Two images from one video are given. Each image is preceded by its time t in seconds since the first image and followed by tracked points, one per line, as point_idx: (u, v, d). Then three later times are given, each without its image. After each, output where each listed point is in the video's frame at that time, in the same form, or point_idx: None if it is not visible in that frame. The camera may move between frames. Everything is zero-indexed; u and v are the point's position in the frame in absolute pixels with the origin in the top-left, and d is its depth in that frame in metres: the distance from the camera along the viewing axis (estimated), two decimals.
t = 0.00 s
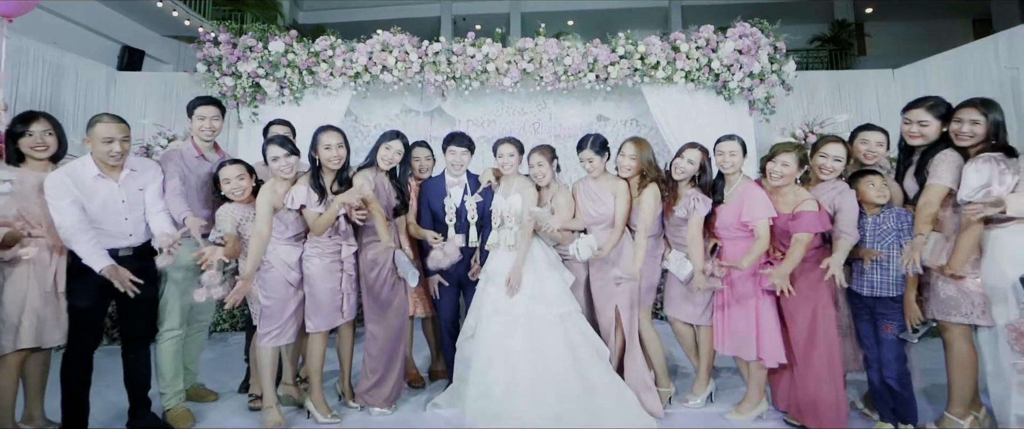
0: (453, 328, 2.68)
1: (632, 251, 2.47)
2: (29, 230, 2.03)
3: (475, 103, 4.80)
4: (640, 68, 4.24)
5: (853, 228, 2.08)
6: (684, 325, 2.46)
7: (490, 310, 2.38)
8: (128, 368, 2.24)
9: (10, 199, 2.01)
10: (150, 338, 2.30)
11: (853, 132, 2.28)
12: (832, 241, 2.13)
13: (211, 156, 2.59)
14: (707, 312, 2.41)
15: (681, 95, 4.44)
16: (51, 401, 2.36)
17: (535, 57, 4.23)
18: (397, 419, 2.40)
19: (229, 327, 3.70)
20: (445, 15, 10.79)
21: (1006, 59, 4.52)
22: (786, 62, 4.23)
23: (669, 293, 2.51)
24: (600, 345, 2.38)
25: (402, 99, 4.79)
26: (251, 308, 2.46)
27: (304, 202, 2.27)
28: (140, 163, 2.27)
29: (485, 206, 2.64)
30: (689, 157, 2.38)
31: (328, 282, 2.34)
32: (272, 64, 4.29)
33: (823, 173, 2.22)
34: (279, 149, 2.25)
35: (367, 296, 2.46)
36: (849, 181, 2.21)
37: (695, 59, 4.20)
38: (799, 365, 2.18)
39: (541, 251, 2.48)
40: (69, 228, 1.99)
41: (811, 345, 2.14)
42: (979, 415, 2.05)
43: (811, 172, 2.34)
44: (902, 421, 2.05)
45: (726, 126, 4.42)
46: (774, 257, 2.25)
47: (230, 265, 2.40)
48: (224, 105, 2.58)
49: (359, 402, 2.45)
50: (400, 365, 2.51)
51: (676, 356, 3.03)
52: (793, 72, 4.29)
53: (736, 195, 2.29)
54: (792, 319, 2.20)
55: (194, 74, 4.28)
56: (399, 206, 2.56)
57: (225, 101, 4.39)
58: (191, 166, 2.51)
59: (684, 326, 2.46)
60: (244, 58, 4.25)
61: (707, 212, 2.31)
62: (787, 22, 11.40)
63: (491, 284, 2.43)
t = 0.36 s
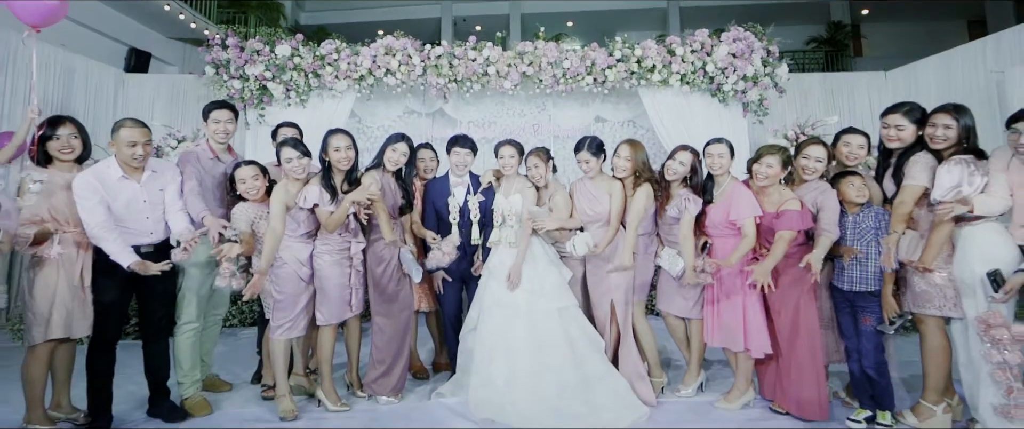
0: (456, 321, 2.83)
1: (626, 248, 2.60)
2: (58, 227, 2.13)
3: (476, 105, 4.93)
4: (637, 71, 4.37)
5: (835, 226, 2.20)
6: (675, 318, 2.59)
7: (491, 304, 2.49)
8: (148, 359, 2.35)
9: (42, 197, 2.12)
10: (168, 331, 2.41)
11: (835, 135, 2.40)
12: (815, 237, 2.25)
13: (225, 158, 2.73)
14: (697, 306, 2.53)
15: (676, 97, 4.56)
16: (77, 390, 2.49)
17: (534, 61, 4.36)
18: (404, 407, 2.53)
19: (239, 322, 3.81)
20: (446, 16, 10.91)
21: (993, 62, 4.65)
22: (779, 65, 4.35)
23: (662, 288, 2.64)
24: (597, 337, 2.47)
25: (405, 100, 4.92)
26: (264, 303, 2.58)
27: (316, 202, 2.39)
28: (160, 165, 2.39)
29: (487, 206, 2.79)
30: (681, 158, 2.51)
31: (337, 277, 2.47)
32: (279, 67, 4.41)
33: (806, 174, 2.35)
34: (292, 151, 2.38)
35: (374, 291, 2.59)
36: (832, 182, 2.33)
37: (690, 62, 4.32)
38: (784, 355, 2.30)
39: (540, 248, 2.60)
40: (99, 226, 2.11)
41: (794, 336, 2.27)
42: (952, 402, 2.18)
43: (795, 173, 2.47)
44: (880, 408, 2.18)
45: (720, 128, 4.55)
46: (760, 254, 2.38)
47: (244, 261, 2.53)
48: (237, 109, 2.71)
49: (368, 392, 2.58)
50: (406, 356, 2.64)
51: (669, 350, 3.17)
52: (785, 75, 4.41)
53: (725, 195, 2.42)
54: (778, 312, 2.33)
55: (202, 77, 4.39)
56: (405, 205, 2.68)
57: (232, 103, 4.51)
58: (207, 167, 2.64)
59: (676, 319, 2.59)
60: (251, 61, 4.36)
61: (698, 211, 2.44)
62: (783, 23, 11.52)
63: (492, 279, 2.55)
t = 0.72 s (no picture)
0: (458, 317, 2.95)
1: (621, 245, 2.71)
2: (82, 226, 2.25)
3: (476, 107, 5.04)
4: (634, 74, 4.48)
5: (819, 225, 2.31)
6: (668, 313, 2.71)
7: (492, 300, 2.60)
8: (165, 352, 2.46)
9: (64, 197, 2.22)
10: (183, 325, 2.52)
11: (821, 139, 2.51)
12: (800, 235, 2.37)
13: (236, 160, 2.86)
14: (689, 301, 2.64)
15: (672, 99, 4.68)
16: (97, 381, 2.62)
17: (534, 64, 4.47)
18: (408, 398, 2.65)
19: (247, 319, 3.93)
20: (446, 18, 11.02)
21: (981, 64, 4.77)
22: (772, 68, 4.46)
23: (655, 284, 2.76)
24: (593, 332, 2.57)
25: (407, 102, 5.03)
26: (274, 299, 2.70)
27: (325, 202, 2.51)
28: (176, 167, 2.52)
29: (488, 206, 2.94)
30: (673, 160, 2.62)
31: (345, 274, 2.58)
32: (284, 70, 4.52)
33: (792, 175, 2.46)
34: (302, 154, 2.49)
35: (380, 287, 2.70)
36: (816, 182, 2.45)
37: (685, 65, 4.44)
38: (771, 348, 2.41)
39: (538, 247, 2.71)
40: (121, 225, 2.22)
41: (780, 330, 2.39)
42: (930, 393, 2.29)
43: (782, 174, 2.59)
44: (861, 398, 2.28)
45: (714, 129, 4.67)
46: (749, 252, 2.49)
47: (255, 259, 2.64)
48: (247, 113, 2.82)
49: (374, 383, 2.69)
50: (410, 350, 2.76)
51: (663, 344, 3.29)
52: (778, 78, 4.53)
53: (715, 196, 2.53)
54: (765, 306, 2.44)
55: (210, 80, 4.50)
56: (409, 205, 2.80)
57: (239, 105, 4.62)
58: (219, 169, 2.76)
59: (669, 313, 2.71)
60: (258, 65, 4.48)
61: (689, 210, 2.55)
62: (781, 24, 11.63)
63: (493, 276, 2.66)
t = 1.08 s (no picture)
0: (459, 312, 3.06)
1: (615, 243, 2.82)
2: (100, 225, 2.35)
3: (476, 109, 5.14)
4: (630, 76, 4.58)
5: (804, 223, 2.42)
6: (661, 308, 2.81)
7: (491, 296, 2.70)
8: (177, 346, 2.57)
9: (82, 198, 2.32)
10: (195, 320, 2.63)
11: (807, 140, 2.62)
12: (786, 233, 2.47)
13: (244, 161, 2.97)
14: (681, 296, 2.75)
15: (668, 100, 4.78)
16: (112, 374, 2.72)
17: (532, 67, 4.57)
18: (411, 390, 2.75)
19: (252, 316, 4.03)
20: (446, 19, 11.12)
21: (969, 66, 4.89)
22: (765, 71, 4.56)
23: (648, 280, 2.87)
24: (588, 326, 2.68)
25: (408, 104, 5.14)
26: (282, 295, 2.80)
27: (331, 202, 2.61)
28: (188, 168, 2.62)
29: (487, 205, 3.04)
30: (665, 161, 2.73)
31: (349, 271, 2.68)
32: (288, 73, 4.62)
33: (779, 176, 2.57)
34: (309, 156, 2.60)
35: (384, 283, 2.80)
36: (802, 183, 2.55)
37: (680, 68, 4.54)
38: (759, 341, 2.52)
39: (536, 245, 2.81)
40: (136, 223, 2.31)
41: (767, 323, 2.50)
42: (910, 383, 2.39)
43: (770, 175, 2.70)
44: (844, 389, 2.38)
45: (709, 130, 4.77)
46: (738, 249, 2.59)
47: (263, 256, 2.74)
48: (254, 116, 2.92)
49: (378, 376, 2.80)
50: (412, 344, 2.87)
51: (657, 339, 3.39)
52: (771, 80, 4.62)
53: (705, 196, 2.64)
54: (754, 301, 2.55)
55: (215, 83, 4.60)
56: (411, 204, 2.91)
57: (244, 107, 4.72)
58: (228, 170, 2.86)
59: (662, 308, 2.81)
60: (262, 68, 4.58)
61: (681, 210, 2.65)
62: (777, 25, 11.74)
63: (492, 273, 2.77)
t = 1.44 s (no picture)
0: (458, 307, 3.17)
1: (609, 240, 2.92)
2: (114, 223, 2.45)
3: (474, 109, 5.25)
4: (625, 78, 4.69)
5: (788, 221, 2.52)
6: (654, 303, 2.92)
7: (489, 291, 2.80)
8: (187, 340, 2.67)
9: (96, 198, 2.42)
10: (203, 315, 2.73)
11: (792, 142, 2.72)
12: (771, 231, 2.58)
13: (250, 162, 3.08)
14: (671, 292, 2.86)
15: (663, 101, 4.88)
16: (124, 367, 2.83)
17: (529, 68, 4.68)
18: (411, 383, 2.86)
19: (256, 312, 4.13)
20: (445, 20, 11.22)
21: (956, 69, 5.02)
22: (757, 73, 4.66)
23: (641, 276, 2.97)
24: (583, 321, 2.79)
25: (408, 105, 5.24)
26: (288, 290, 2.91)
27: (335, 202, 2.72)
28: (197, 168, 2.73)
29: (485, 203, 3.16)
30: (656, 162, 2.83)
31: (352, 267, 2.78)
32: (291, 75, 4.72)
33: (765, 176, 2.68)
34: (314, 157, 2.71)
35: (386, 280, 2.91)
36: (788, 182, 2.66)
37: (674, 70, 4.65)
38: (746, 334, 2.62)
39: (532, 242, 2.92)
40: (148, 221, 2.41)
41: (753, 318, 2.61)
42: (889, 374, 2.50)
43: (757, 175, 2.81)
44: (827, 379, 2.49)
45: (704, 130, 4.86)
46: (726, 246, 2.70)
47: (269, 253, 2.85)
48: (260, 118, 3.02)
49: (379, 369, 2.90)
50: (413, 338, 2.97)
51: (650, 334, 3.51)
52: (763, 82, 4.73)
53: (694, 195, 2.74)
54: (741, 297, 2.66)
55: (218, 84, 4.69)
56: (411, 204, 3.01)
57: (247, 108, 4.81)
58: (234, 170, 2.97)
59: (654, 303, 2.92)
60: (265, 70, 4.67)
61: (671, 208, 2.76)
62: (773, 26, 11.85)
63: (490, 270, 2.87)
